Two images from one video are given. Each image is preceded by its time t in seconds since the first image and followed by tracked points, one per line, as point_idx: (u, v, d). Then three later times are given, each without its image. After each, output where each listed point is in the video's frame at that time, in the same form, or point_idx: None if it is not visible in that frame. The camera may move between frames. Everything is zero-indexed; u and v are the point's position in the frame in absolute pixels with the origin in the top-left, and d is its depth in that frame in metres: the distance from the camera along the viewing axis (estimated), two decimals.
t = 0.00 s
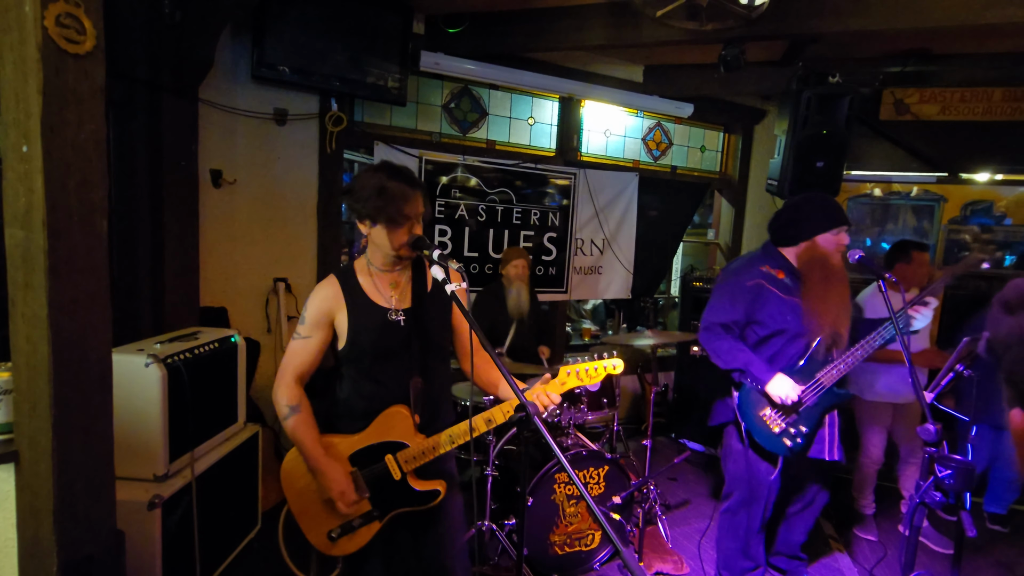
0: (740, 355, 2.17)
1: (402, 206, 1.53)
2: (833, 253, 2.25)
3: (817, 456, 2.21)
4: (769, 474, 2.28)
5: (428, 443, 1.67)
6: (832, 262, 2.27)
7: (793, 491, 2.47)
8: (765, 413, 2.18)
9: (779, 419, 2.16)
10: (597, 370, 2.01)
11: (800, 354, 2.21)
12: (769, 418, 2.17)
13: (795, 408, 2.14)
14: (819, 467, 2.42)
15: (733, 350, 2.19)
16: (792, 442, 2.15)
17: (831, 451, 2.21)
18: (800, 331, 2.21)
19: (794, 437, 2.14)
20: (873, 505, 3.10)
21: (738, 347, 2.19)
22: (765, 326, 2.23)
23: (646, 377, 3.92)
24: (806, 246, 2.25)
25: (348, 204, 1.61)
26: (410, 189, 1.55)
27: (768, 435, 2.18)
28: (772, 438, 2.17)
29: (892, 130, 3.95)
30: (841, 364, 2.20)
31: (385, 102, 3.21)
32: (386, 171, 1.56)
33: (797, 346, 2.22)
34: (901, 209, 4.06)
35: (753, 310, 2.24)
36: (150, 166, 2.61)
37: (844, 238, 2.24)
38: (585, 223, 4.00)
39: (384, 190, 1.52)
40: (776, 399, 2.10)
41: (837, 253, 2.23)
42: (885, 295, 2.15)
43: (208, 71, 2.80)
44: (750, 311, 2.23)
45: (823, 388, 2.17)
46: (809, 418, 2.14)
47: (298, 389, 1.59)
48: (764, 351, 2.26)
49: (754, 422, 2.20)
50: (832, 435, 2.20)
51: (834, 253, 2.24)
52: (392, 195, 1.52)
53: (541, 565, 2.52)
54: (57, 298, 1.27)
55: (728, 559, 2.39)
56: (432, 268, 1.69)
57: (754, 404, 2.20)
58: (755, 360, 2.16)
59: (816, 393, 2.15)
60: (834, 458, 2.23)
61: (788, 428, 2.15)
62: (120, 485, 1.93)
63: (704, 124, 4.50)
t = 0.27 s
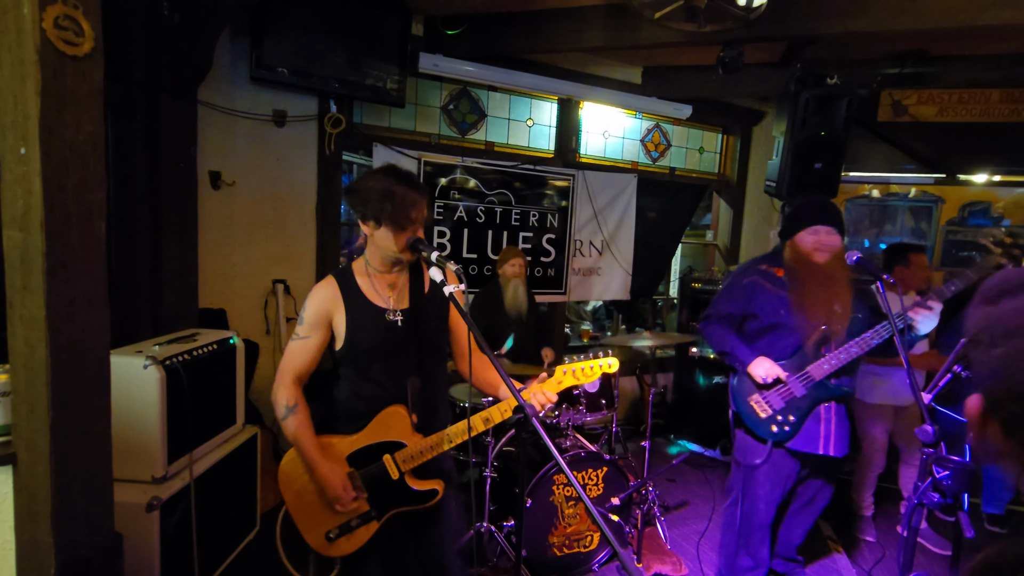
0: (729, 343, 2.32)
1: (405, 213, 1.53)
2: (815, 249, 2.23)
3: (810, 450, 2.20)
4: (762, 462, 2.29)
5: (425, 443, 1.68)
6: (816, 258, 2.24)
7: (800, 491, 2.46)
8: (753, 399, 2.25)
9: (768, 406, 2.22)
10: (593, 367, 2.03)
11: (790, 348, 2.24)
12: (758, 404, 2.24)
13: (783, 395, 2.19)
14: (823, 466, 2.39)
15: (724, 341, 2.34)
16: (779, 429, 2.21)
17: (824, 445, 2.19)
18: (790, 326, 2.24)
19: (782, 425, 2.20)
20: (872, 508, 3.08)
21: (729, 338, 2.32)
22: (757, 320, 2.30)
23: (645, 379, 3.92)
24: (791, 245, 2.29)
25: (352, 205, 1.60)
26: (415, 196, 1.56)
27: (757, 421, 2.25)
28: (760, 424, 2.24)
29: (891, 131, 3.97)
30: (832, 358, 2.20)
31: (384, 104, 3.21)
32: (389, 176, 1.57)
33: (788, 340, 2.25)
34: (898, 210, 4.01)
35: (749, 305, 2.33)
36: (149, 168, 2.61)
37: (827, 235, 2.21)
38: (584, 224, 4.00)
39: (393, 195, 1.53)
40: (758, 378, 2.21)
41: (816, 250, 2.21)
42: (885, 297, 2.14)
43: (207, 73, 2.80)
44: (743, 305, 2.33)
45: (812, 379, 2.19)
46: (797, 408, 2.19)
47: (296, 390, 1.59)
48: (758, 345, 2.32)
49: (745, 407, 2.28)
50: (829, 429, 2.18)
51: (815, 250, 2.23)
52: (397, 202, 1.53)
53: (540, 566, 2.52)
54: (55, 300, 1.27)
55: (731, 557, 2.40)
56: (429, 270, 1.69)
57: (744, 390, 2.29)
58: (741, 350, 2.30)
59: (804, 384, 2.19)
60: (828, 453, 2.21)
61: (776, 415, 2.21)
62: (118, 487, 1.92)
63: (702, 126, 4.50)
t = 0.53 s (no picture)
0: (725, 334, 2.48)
1: (407, 221, 1.54)
2: (800, 239, 2.32)
3: (789, 439, 2.31)
4: (747, 448, 2.41)
5: (422, 443, 1.68)
6: (802, 248, 2.32)
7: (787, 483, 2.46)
8: (738, 385, 2.39)
9: (752, 393, 2.34)
10: (591, 369, 2.03)
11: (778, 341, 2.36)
12: (743, 391, 2.37)
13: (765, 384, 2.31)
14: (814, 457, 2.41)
15: (722, 332, 2.50)
16: (759, 416, 2.33)
17: (804, 436, 2.28)
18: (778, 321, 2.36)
19: (762, 413, 2.32)
20: (872, 509, 3.09)
21: (726, 330, 2.48)
22: (752, 313, 2.43)
23: (644, 380, 3.93)
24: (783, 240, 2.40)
25: (354, 208, 1.60)
26: (417, 203, 1.56)
27: (741, 406, 2.37)
28: (743, 410, 2.37)
29: (890, 133, 3.99)
30: (815, 354, 2.28)
31: (383, 105, 3.21)
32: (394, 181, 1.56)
33: (777, 333, 2.38)
34: (897, 211, 4.00)
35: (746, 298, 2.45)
36: (148, 170, 2.61)
37: (811, 226, 2.30)
38: (583, 225, 4.00)
39: (398, 203, 1.53)
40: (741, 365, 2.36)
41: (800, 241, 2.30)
42: (884, 297, 2.14)
43: (206, 75, 2.81)
44: (740, 299, 2.46)
45: (793, 372, 2.29)
46: (779, 397, 2.29)
47: (293, 390, 1.58)
48: (752, 338, 2.45)
49: (731, 393, 2.41)
50: (809, 422, 2.27)
51: (799, 240, 2.32)
52: (401, 211, 1.53)
53: (539, 567, 2.52)
54: (54, 303, 1.27)
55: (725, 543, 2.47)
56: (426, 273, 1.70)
57: (731, 377, 2.43)
58: (735, 342, 2.45)
59: (786, 377, 2.29)
60: (809, 443, 2.30)
61: (758, 403, 2.33)
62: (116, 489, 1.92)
63: (701, 127, 4.51)
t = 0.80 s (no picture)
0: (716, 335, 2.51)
1: (408, 221, 1.54)
2: (789, 240, 2.35)
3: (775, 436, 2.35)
4: (733, 445, 2.46)
5: (421, 443, 1.68)
6: (791, 248, 2.35)
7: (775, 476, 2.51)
8: (726, 385, 2.41)
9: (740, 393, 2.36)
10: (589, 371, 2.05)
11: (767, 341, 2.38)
12: (730, 390, 2.39)
13: (753, 384, 2.33)
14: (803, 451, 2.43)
15: (715, 331, 2.52)
16: (746, 414, 2.36)
17: (790, 434, 2.32)
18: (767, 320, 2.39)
19: (749, 412, 2.35)
20: (869, 509, 3.09)
21: (720, 330, 2.50)
22: (743, 312, 2.44)
23: (643, 380, 3.93)
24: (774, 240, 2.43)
25: (354, 208, 1.60)
26: (416, 202, 1.56)
27: (729, 406, 2.40)
28: (729, 408, 2.40)
29: (888, 134, 4.00)
30: (799, 353, 2.31)
31: (382, 106, 3.21)
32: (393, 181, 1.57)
33: (767, 333, 2.40)
34: (895, 212, 3.99)
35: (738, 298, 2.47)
36: (147, 171, 2.61)
37: (801, 227, 2.32)
38: (581, 226, 4.01)
39: (397, 202, 1.53)
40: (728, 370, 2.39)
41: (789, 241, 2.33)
42: (881, 299, 2.15)
43: (205, 75, 2.81)
44: (732, 299, 2.47)
45: (780, 371, 2.31)
46: (767, 397, 2.32)
47: (301, 390, 1.55)
48: (741, 337, 2.47)
49: (719, 393, 2.44)
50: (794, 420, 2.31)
51: (788, 241, 2.35)
52: (401, 210, 1.53)
53: (539, 569, 2.52)
54: (52, 304, 1.27)
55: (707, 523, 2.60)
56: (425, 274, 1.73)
57: (718, 377, 2.46)
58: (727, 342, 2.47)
59: (772, 376, 2.31)
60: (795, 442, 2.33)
61: (745, 402, 2.35)
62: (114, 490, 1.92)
63: (700, 128, 4.52)
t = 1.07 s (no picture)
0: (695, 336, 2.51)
1: (410, 225, 1.56)
2: (764, 241, 2.39)
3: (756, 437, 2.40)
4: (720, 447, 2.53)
5: (413, 444, 1.69)
6: (766, 249, 2.40)
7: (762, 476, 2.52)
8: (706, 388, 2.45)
9: (719, 395, 2.41)
10: (583, 374, 2.05)
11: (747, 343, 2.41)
12: (710, 393, 2.43)
13: (733, 387, 2.37)
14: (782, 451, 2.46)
15: (691, 333, 2.52)
16: (727, 417, 2.40)
17: (768, 434, 2.37)
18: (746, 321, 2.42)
19: (731, 414, 2.39)
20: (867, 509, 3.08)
21: (696, 331, 2.50)
22: (721, 313, 2.47)
23: (641, 381, 3.93)
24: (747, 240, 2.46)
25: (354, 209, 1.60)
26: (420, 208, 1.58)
27: (710, 409, 2.44)
28: (710, 411, 2.44)
29: (885, 135, 3.97)
30: (782, 353, 2.34)
31: (380, 107, 3.21)
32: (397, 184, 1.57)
33: (745, 333, 2.43)
34: (892, 212, 4.05)
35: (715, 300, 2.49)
36: (144, 172, 2.60)
37: (776, 227, 2.38)
38: (580, 227, 4.01)
39: (399, 207, 1.54)
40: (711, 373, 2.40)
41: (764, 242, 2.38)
42: (877, 299, 2.16)
43: (203, 77, 2.81)
44: (708, 301, 2.50)
45: (761, 373, 2.34)
46: (746, 399, 2.36)
47: (307, 393, 1.54)
48: (719, 338, 2.50)
49: (699, 395, 2.48)
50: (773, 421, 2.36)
51: (763, 242, 2.39)
52: (404, 214, 1.54)
53: (537, 570, 2.52)
54: (50, 306, 1.27)
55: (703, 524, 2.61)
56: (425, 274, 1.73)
57: (698, 379, 2.48)
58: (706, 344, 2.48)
59: (754, 379, 2.34)
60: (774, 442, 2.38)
61: (726, 404, 2.40)
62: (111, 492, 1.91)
63: (698, 129, 4.52)
